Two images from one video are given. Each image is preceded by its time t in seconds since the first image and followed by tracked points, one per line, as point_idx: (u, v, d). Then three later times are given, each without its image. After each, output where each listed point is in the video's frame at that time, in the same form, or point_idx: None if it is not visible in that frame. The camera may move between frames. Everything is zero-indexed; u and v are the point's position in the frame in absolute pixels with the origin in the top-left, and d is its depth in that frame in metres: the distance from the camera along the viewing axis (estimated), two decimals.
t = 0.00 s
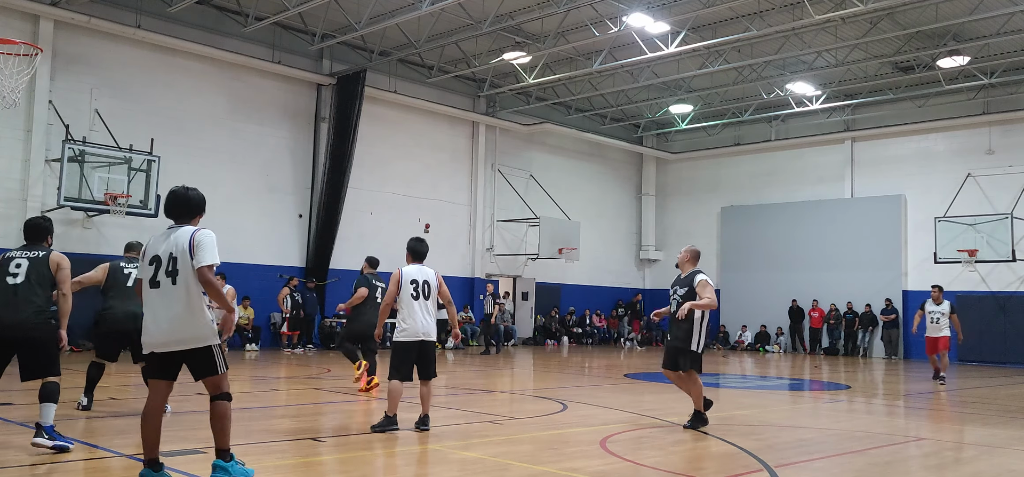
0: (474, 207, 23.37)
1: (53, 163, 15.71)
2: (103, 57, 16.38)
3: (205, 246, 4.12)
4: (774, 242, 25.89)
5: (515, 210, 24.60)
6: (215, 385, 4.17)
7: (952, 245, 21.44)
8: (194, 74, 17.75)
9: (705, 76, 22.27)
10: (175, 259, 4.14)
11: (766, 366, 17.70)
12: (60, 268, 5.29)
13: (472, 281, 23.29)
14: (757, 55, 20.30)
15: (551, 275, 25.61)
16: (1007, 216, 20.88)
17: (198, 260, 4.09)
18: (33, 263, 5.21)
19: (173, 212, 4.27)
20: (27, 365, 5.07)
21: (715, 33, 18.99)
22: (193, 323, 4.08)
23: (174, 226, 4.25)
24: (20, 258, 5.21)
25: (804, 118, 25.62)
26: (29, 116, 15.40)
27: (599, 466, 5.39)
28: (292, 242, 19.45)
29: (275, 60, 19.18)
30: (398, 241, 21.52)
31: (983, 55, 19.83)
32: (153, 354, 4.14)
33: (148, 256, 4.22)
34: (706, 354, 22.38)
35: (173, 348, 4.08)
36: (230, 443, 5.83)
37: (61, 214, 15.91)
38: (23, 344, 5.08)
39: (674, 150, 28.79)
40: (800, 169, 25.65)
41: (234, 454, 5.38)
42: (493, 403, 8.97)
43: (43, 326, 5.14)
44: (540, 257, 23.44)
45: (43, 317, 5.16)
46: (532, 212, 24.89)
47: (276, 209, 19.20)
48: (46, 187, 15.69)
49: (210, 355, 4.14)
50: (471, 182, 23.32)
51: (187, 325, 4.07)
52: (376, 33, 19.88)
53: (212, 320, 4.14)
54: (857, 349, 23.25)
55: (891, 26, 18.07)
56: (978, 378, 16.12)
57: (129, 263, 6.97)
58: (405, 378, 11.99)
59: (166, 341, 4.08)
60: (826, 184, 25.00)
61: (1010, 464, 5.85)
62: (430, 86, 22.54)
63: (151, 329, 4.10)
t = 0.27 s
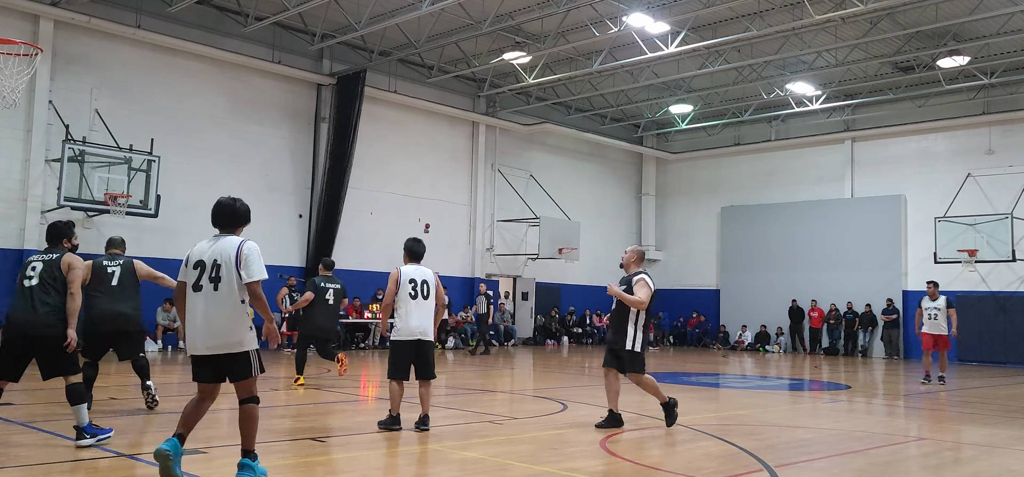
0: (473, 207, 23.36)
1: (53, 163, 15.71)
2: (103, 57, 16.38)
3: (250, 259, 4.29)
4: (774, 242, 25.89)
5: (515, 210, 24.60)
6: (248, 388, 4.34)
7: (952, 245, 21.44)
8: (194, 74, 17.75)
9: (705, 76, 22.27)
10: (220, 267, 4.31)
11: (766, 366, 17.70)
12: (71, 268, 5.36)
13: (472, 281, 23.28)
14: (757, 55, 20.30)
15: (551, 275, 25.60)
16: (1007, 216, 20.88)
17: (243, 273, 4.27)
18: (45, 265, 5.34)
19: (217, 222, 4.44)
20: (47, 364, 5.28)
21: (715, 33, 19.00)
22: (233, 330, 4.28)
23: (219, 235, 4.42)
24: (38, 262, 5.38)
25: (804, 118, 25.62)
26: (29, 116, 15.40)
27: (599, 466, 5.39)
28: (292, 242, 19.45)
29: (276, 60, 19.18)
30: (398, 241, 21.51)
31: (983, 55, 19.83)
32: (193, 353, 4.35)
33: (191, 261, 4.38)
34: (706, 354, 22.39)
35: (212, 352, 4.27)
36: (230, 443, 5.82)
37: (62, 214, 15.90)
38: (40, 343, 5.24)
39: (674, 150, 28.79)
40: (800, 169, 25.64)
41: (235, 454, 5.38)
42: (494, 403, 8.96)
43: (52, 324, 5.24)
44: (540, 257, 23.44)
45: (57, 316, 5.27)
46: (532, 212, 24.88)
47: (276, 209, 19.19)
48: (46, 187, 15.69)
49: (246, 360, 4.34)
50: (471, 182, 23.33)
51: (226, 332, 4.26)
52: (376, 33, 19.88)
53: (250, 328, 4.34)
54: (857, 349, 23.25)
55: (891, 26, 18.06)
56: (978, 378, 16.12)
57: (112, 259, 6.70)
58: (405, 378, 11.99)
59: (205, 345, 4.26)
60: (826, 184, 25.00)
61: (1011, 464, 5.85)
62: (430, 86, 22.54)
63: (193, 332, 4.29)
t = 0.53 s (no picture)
0: (474, 207, 23.37)
1: (53, 163, 15.71)
2: (103, 57, 16.37)
3: (283, 262, 4.71)
4: (774, 242, 25.89)
5: (515, 211, 24.60)
6: (257, 387, 4.58)
7: (952, 245, 21.44)
8: (194, 74, 17.75)
9: (705, 76, 22.27)
10: (251, 267, 4.65)
11: (766, 366, 17.71)
12: (117, 276, 5.47)
13: (472, 281, 23.28)
14: (757, 55, 20.30)
15: (551, 275, 25.60)
16: (1007, 216, 20.87)
17: (277, 275, 4.69)
18: (93, 271, 5.48)
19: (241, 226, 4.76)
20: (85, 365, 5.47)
21: (715, 33, 19.00)
22: (260, 327, 4.60)
23: (244, 238, 4.75)
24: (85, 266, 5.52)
25: (804, 118, 25.62)
26: (29, 116, 15.40)
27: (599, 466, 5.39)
28: (292, 242, 19.44)
29: (275, 60, 19.18)
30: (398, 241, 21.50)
31: (983, 55, 19.83)
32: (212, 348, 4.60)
33: (219, 260, 4.65)
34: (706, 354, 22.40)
35: (239, 346, 4.54)
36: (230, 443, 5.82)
37: (61, 214, 15.91)
38: (83, 348, 5.41)
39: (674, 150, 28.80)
40: (800, 169, 25.64)
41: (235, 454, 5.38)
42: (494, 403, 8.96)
43: (94, 330, 5.37)
44: (540, 257, 23.44)
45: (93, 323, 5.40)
46: (532, 212, 24.87)
47: (276, 209, 19.19)
48: (46, 187, 15.69)
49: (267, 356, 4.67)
50: (471, 182, 23.33)
51: (256, 329, 4.57)
52: (376, 33, 19.88)
53: (271, 328, 4.67)
54: (857, 349, 23.26)
55: (890, 26, 18.07)
56: (977, 378, 16.12)
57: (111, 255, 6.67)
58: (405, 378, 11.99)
59: (233, 340, 4.54)
60: (826, 184, 25.00)
61: (1010, 464, 5.85)
62: (430, 86, 22.53)
63: (220, 326, 4.54)
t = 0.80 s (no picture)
0: (473, 207, 23.37)
1: (53, 163, 15.71)
2: (103, 57, 16.37)
3: (292, 267, 4.87)
4: (774, 242, 25.89)
5: (515, 211, 24.60)
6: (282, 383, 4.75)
7: (952, 245, 21.44)
8: (194, 74, 17.75)
9: (705, 76, 22.27)
10: (263, 272, 4.78)
11: (766, 366, 17.71)
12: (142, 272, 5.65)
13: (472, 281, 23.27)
14: (757, 55, 20.30)
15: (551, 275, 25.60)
16: (1007, 216, 20.87)
17: (288, 277, 4.83)
18: (121, 267, 5.73)
19: (247, 237, 4.90)
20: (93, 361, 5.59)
21: (715, 33, 18.99)
22: (276, 326, 4.69)
23: (253, 246, 4.88)
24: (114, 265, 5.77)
25: (804, 118, 25.63)
26: (29, 116, 15.41)
27: (598, 466, 5.39)
28: (292, 242, 19.44)
29: (275, 60, 19.18)
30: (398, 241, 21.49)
31: (983, 55, 19.83)
32: (227, 351, 4.66)
33: (230, 267, 4.75)
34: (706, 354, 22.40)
35: (257, 344, 4.64)
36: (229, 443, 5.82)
37: (61, 214, 15.91)
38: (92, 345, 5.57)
39: (674, 150, 28.80)
40: (800, 169, 25.63)
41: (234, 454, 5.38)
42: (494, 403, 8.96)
43: (104, 326, 5.56)
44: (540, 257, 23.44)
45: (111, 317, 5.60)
46: (531, 212, 24.86)
47: (276, 209, 19.20)
48: (46, 187, 15.70)
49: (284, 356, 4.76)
50: (471, 182, 23.33)
51: (272, 327, 4.67)
52: (376, 32, 19.88)
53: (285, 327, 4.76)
54: (857, 349, 23.27)
55: (890, 26, 18.07)
56: (977, 378, 16.13)
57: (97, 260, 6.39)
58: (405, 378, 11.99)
59: (250, 339, 4.63)
60: (826, 184, 25.00)
61: (1010, 464, 5.85)
62: (430, 86, 22.54)
63: (237, 327, 4.62)
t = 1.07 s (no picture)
0: (473, 207, 23.37)
1: (53, 163, 15.72)
2: (103, 57, 16.37)
3: (311, 287, 4.80)
4: (774, 242, 25.90)
5: (515, 211, 24.59)
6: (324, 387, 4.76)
7: (952, 245, 21.44)
8: (194, 74, 17.75)
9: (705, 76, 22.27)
10: (281, 289, 4.78)
11: (766, 366, 17.72)
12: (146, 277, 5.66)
13: (472, 281, 23.26)
14: (757, 55, 20.31)
15: (551, 275, 25.59)
16: (1007, 216, 20.87)
17: (305, 296, 4.78)
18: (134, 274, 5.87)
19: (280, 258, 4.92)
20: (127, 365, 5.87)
21: (715, 33, 18.99)
22: (285, 341, 4.64)
23: (280, 266, 4.90)
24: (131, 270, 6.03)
25: (804, 118, 25.63)
26: (29, 116, 15.41)
27: (598, 466, 5.40)
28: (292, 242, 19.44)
29: (276, 60, 19.19)
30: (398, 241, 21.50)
31: (983, 55, 19.83)
32: (245, 363, 4.73)
33: (253, 286, 4.83)
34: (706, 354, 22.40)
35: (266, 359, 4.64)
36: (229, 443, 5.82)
37: (61, 214, 15.91)
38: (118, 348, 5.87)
39: (674, 150, 28.80)
40: (800, 169, 25.63)
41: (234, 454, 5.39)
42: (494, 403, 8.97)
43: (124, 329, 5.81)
44: (540, 257, 23.44)
45: (116, 322, 5.84)
46: (531, 212, 24.86)
47: (276, 209, 19.20)
48: (46, 187, 15.70)
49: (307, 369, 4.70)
50: (471, 182, 23.33)
51: (280, 343, 4.63)
52: (376, 32, 19.88)
53: (300, 346, 4.68)
54: (857, 349, 23.25)
55: (890, 26, 18.07)
56: (977, 378, 16.13)
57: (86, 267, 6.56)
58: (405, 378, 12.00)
59: (261, 354, 4.65)
60: (826, 184, 25.00)
61: (1011, 464, 5.86)
62: (430, 86, 22.54)
63: (248, 341, 4.66)
